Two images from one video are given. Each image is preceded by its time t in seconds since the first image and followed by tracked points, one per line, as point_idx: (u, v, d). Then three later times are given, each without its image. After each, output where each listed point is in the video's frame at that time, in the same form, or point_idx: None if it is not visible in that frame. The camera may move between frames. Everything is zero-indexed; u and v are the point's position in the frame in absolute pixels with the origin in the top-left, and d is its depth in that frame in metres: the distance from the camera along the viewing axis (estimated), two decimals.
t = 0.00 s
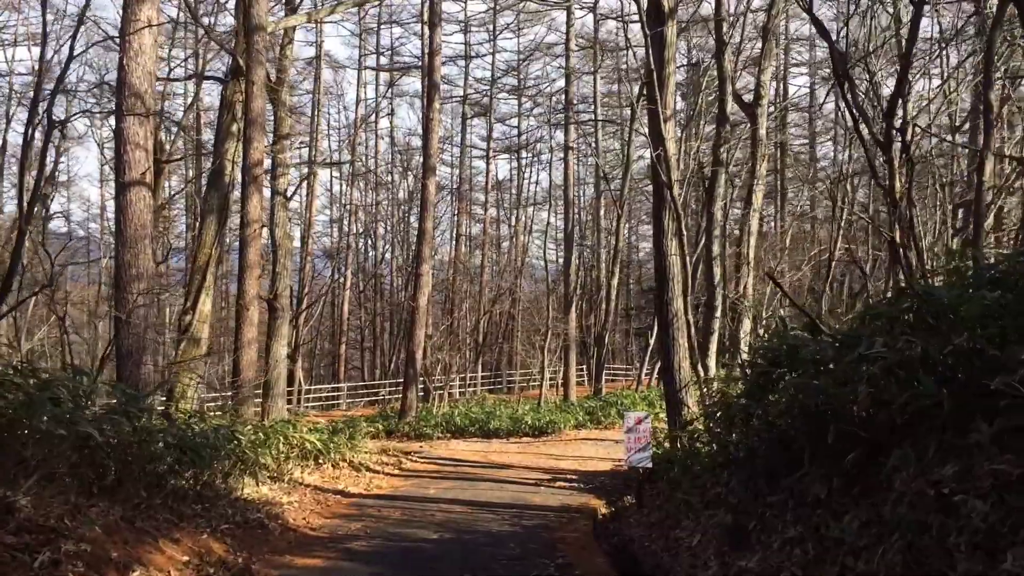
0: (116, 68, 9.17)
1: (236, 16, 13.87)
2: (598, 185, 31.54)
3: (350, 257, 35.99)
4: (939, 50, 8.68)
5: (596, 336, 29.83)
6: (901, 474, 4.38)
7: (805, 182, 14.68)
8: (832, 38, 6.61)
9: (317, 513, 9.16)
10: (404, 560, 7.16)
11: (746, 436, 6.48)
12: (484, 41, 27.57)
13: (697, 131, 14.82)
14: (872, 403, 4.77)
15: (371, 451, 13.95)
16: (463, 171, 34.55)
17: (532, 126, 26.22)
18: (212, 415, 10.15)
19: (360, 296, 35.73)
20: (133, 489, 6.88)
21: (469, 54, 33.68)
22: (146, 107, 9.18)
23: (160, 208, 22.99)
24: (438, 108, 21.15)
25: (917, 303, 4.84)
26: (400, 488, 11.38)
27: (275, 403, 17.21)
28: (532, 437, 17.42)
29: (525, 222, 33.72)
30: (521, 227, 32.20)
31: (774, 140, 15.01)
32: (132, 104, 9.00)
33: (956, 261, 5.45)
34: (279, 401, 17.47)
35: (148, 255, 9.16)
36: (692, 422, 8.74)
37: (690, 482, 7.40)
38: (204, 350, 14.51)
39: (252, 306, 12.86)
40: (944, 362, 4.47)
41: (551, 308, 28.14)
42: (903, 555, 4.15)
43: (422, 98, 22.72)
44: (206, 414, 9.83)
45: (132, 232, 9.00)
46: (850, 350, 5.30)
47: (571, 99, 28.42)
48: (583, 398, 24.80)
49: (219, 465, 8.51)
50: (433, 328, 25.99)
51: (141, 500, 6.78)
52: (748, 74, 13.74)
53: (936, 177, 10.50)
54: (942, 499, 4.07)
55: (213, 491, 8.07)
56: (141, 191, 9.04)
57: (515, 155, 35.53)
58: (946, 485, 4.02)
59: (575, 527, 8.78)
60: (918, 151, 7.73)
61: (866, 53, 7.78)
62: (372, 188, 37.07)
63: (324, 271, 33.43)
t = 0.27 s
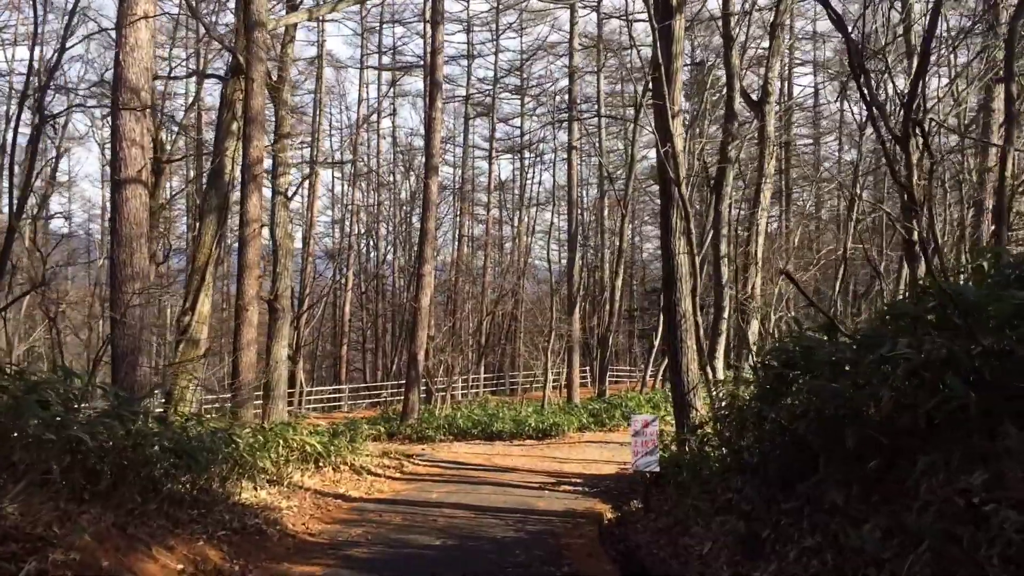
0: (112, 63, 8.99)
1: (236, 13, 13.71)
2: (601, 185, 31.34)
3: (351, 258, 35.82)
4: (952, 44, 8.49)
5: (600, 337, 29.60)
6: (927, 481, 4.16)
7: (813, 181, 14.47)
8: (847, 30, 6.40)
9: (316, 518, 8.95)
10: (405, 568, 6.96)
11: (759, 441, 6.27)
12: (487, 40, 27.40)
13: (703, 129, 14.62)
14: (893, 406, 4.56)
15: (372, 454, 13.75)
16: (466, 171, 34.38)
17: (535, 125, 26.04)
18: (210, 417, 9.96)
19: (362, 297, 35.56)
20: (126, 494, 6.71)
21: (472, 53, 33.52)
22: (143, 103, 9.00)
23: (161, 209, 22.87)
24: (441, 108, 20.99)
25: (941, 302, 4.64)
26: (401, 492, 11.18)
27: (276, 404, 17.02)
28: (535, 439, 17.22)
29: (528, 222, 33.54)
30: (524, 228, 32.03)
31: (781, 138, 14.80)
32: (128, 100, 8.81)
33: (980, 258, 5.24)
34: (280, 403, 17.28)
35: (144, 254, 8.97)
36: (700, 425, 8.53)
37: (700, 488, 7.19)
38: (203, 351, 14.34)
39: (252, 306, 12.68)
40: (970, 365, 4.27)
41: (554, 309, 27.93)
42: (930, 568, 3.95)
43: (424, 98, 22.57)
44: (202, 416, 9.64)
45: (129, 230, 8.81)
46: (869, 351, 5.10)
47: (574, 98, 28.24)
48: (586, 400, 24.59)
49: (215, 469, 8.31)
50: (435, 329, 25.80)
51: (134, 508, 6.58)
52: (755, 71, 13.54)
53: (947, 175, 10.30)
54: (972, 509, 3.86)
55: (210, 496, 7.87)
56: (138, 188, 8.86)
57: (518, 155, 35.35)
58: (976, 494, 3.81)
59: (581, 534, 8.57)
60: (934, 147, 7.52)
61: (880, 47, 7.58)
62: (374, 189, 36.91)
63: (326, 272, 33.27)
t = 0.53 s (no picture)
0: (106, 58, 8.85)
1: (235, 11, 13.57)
2: (603, 184, 31.19)
3: (352, 258, 35.68)
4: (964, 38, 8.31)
5: (601, 338, 29.45)
6: (946, 486, 4.01)
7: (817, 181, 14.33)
8: (858, 20, 6.23)
9: (313, 521, 8.79)
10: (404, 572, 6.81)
11: (767, 443, 6.11)
12: (488, 39, 27.28)
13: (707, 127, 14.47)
14: (909, 407, 4.40)
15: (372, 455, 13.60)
16: (467, 171, 34.24)
17: (537, 124, 25.88)
18: (206, 418, 9.80)
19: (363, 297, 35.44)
20: (118, 498, 6.58)
21: (473, 53, 33.40)
22: (138, 99, 8.86)
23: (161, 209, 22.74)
24: (442, 106, 20.84)
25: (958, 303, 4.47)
26: (401, 494, 11.03)
27: (276, 405, 16.89)
28: (537, 440, 17.07)
29: (529, 223, 33.39)
30: (526, 228, 31.87)
31: (785, 137, 14.64)
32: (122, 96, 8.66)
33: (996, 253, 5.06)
34: (280, 404, 17.15)
35: (140, 253, 8.83)
36: (706, 427, 8.36)
37: (707, 492, 7.03)
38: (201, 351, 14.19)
39: (250, 306, 12.53)
40: (990, 366, 4.12)
41: (556, 309, 27.78)
42: None
43: (425, 97, 22.41)
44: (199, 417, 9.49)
45: (123, 228, 8.67)
46: (883, 351, 4.94)
47: (576, 97, 28.09)
48: (588, 401, 24.42)
49: (211, 472, 8.15)
50: (436, 329, 25.65)
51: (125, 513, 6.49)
52: (759, 68, 13.39)
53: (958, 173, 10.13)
54: (995, 514, 3.73)
55: (205, 499, 7.72)
56: (133, 185, 8.71)
57: (519, 155, 35.20)
58: (998, 500, 3.67)
59: (584, 537, 8.43)
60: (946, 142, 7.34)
61: (891, 40, 7.39)
62: (375, 189, 36.78)
63: (326, 272, 33.16)
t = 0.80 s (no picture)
0: (100, 53, 8.71)
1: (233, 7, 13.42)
2: (604, 185, 31.04)
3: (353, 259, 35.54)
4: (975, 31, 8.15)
5: (603, 339, 29.29)
6: (963, 490, 3.87)
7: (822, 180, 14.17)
8: (868, 11, 6.08)
9: (310, 524, 8.63)
10: None
11: (774, 445, 5.95)
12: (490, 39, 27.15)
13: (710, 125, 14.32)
14: (924, 408, 4.26)
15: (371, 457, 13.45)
16: (468, 171, 34.09)
17: (538, 124, 25.72)
18: (201, 419, 9.65)
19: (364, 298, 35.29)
20: (109, 501, 6.43)
21: (474, 53, 33.27)
22: (131, 95, 8.72)
23: (161, 209, 22.59)
24: (443, 105, 20.67)
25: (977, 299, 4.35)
26: (400, 496, 10.87)
27: (275, 406, 16.76)
28: (538, 442, 16.91)
29: (531, 223, 33.24)
30: (527, 228, 31.72)
31: (790, 135, 14.49)
32: (116, 91, 8.52)
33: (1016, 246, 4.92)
34: (279, 405, 17.01)
35: (134, 251, 8.68)
36: (711, 428, 8.20)
37: (712, 495, 6.88)
38: (199, 352, 14.04)
39: (247, 305, 12.38)
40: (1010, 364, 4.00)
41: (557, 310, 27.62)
42: None
43: (426, 96, 22.25)
44: (194, 419, 9.33)
45: (117, 226, 8.53)
46: (895, 350, 4.80)
47: (578, 97, 27.95)
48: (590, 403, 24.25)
49: (206, 474, 8.00)
50: (437, 330, 25.51)
51: (116, 516, 6.39)
52: (763, 65, 13.24)
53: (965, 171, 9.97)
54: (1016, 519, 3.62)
55: (200, 502, 7.57)
56: (126, 182, 8.57)
57: (521, 156, 35.05)
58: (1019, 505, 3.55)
59: (586, 540, 8.27)
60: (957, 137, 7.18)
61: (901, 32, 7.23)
62: (376, 189, 36.63)
63: (326, 273, 33.02)
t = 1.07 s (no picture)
0: (94, 47, 8.54)
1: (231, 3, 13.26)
2: (606, 184, 30.87)
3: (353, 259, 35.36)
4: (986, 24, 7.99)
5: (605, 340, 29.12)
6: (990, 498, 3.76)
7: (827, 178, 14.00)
8: (880, 2, 5.93)
9: (308, 527, 8.46)
10: None
11: (784, 448, 5.78)
12: (491, 37, 27.00)
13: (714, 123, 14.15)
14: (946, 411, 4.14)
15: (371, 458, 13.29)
16: (469, 171, 33.92)
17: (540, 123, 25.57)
18: (197, 421, 9.48)
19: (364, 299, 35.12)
20: (101, 505, 6.37)
21: (475, 52, 33.12)
22: (126, 91, 8.57)
23: (159, 209, 22.41)
24: (444, 104, 20.49)
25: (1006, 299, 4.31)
26: (400, 499, 10.70)
27: (274, 407, 16.59)
28: (540, 443, 16.74)
29: (532, 223, 33.07)
30: (529, 228, 31.55)
31: (795, 133, 14.32)
32: (110, 86, 8.35)
33: None
34: (278, 406, 16.85)
35: (128, 249, 8.53)
36: (717, 431, 8.02)
37: (719, 499, 6.71)
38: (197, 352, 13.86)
39: (245, 305, 12.21)
40: None
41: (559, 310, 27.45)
42: None
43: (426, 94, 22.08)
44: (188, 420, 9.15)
45: (111, 223, 8.36)
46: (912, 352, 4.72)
47: (579, 96, 27.80)
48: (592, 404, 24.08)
49: (200, 477, 7.84)
50: (438, 330, 25.35)
51: (107, 520, 6.32)
52: (768, 62, 13.07)
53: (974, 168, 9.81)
54: None
55: (195, 505, 7.42)
56: (121, 179, 8.41)
57: (522, 155, 34.89)
58: None
59: (590, 544, 8.10)
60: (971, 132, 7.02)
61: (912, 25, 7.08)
62: (377, 189, 36.47)
63: (327, 273, 32.86)
